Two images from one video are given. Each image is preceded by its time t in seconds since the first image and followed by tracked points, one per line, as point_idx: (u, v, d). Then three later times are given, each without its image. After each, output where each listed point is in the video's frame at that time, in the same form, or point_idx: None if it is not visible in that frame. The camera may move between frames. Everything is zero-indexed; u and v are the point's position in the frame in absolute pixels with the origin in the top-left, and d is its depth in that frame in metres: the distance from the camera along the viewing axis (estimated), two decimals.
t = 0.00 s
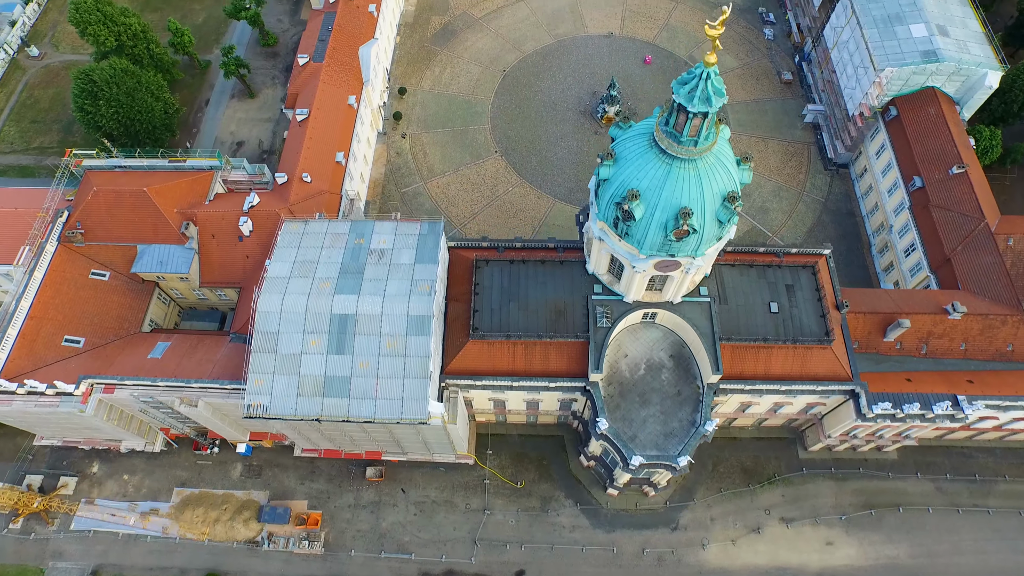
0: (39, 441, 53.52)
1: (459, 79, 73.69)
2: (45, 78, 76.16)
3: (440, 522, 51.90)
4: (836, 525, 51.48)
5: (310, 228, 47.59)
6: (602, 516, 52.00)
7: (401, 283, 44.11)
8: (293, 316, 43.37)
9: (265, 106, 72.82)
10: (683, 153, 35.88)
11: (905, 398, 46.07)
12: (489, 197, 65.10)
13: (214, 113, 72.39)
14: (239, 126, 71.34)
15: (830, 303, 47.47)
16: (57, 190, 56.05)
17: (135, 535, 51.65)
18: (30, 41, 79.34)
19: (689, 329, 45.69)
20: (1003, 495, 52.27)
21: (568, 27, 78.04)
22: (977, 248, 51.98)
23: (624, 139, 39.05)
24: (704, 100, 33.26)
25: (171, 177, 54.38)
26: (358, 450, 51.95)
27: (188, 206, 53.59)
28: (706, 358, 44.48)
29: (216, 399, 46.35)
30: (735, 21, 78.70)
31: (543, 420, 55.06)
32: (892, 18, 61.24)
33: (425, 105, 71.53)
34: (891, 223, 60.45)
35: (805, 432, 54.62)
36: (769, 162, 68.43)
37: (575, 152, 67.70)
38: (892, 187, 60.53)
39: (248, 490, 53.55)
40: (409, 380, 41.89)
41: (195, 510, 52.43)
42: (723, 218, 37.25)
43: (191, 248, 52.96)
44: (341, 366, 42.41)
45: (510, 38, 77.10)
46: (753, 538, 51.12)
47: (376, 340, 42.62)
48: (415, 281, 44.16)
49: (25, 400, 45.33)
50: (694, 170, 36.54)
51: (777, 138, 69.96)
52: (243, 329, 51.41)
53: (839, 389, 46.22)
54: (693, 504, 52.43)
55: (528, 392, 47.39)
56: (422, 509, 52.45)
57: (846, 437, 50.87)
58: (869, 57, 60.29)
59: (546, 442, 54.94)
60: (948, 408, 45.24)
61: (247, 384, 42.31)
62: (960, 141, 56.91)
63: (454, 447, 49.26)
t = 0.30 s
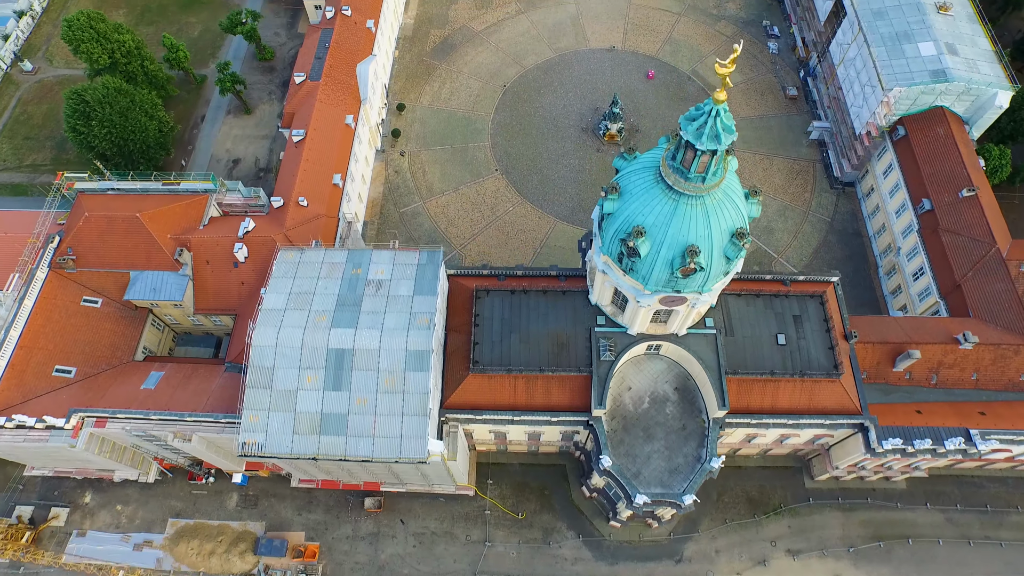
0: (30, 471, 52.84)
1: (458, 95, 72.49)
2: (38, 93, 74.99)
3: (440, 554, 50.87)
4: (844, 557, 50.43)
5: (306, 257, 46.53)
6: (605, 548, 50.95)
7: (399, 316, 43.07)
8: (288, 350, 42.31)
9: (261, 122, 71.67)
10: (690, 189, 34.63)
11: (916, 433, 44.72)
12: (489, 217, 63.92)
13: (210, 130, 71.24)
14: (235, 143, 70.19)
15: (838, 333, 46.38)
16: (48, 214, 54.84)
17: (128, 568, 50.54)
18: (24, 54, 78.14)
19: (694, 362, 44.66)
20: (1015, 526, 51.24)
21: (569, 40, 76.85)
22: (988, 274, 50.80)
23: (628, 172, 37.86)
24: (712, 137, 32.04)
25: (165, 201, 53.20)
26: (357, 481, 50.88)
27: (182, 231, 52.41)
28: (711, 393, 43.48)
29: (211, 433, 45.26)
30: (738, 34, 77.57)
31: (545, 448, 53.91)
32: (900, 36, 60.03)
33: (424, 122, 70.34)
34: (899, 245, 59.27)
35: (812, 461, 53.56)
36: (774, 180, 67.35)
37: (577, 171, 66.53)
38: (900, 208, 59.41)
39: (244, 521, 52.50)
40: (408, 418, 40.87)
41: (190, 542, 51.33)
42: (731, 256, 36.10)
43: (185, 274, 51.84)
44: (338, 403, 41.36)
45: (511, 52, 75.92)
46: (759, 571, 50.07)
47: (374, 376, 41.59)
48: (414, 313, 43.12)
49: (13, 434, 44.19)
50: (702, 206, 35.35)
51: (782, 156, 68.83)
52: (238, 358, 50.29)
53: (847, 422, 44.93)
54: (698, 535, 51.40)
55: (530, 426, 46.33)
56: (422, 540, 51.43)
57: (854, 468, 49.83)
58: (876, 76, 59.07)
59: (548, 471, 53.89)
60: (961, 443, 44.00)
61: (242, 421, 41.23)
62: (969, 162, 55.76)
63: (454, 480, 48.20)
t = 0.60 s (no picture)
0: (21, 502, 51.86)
1: (457, 111, 71.33)
2: (31, 109, 73.81)
3: None
4: None
5: (302, 287, 45.50)
6: None
7: (398, 352, 42.15)
8: (284, 387, 41.28)
9: (258, 139, 70.55)
10: (697, 229, 33.52)
11: (927, 469, 43.89)
12: (489, 238, 62.88)
13: (206, 147, 70.12)
14: (231, 161, 69.07)
15: (846, 365, 45.35)
16: (40, 239, 53.54)
17: None
18: (16, 69, 76.89)
19: (699, 396, 43.68)
20: None
21: (570, 55, 75.71)
22: (1000, 302, 49.65)
23: (633, 207, 36.73)
24: (721, 178, 30.87)
25: (158, 226, 52.04)
26: (354, 513, 49.85)
27: (175, 258, 51.24)
28: (718, 429, 42.52)
29: (205, 468, 44.26)
30: (742, 48, 76.45)
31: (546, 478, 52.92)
32: (908, 55, 58.90)
33: (423, 139, 69.18)
34: (906, 268, 58.15)
35: (818, 491, 52.57)
36: (778, 199, 66.29)
37: (579, 190, 65.46)
38: (907, 230, 58.30)
39: (240, 554, 51.51)
40: (407, 457, 39.92)
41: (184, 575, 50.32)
42: (739, 295, 35.09)
43: (179, 302, 50.78)
44: (335, 441, 40.38)
45: (511, 67, 74.80)
46: None
47: (372, 414, 40.64)
48: (412, 348, 42.21)
49: None
50: (710, 245, 34.21)
51: (787, 174, 67.74)
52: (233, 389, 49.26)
53: (856, 458, 43.91)
54: (703, 568, 50.39)
55: (531, 460, 45.32)
56: (421, 574, 50.43)
57: (862, 501, 48.83)
58: (884, 95, 57.94)
59: (549, 501, 52.90)
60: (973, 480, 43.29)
61: (236, 461, 40.19)
62: (978, 185, 54.71)
63: (454, 514, 47.19)
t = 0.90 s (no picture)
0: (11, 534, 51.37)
1: (457, 128, 70.07)
2: (24, 126, 72.68)
3: None
4: None
5: (298, 319, 44.50)
6: None
7: (396, 388, 41.15)
8: (280, 425, 40.25)
9: (254, 157, 69.44)
10: (705, 271, 32.41)
11: (938, 506, 43.02)
12: (489, 260, 61.80)
13: (201, 165, 69.02)
14: (227, 180, 67.95)
15: (855, 399, 44.28)
16: (30, 265, 52.40)
17: None
18: (10, 84, 75.71)
19: (704, 432, 42.64)
20: None
21: (572, 70, 74.46)
22: (1013, 331, 48.45)
23: (638, 245, 35.64)
24: (731, 222, 29.74)
25: (151, 252, 50.89)
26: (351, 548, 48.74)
27: (168, 286, 50.09)
28: (724, 467, 41.50)
29: (198, 506, 43.17)
30: (746, 62, 75.31)
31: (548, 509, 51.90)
32: (916, 74, 57.75)
33: (421, 157, 67.93)
34: (914, 292, 57.00)
35: (825, 522, 51.56)
36: (783, 219, 65.22)
37: (580, 210, 64.26)
38: (916, 254, 57.17)
39: None
40: (405, 498, 38.90)
41: None
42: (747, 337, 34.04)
43: (173, 331, 49.67)
44: (332, 481, 39.38)
45: (511, 82, 73.52)
46: None
47: (369, 453, 39.65)
48: (411, 385, 41.22)
49: None
50: (718, 287, 33.13)
51: (792, 193, 66.64)
52: (229, 421, 48.21)
53: (866, 495, 42.80)
54: None
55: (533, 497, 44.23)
56: None
57: (871, 536, 47.79)
58: (891, 116, 56.78)
59: (551, 533, 51.90)
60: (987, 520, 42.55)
61: (231, 501, 39.18)
62: (989, 209, 53.63)
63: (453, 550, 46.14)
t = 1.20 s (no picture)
0: None
1: (457, 146, 68.81)
2: (17, 143, 71.54)
3: None
4: None
5: (294, 353, 43.49)
6: None
7: (394, 426, 40.16)
8: (275, 464, 39.20)
9: (250, 175, 68.33)
10: (712, 316, 31.37)
11: (950, 546, 41.76)
12: (490, 284, 60.75)
13: (197, 184, 67.93)
14: (223, 199, 66.86)
15: (865, 434, 43.22)
16: (21, 292, 51.27)
17: None
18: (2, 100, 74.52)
19: (709, 470, 41.57)
20: None
21: (573, 85, 73.21)
22: None
23: (643, 285, 34.59)
24: (742, 269, 28.63)
25: (144, 280, 49.73)
26: None
27: (162, 314, 48.95)
28: (730, 507, 40.46)
29: (193, 545, 42.10)
30: (750, 77, 74.14)
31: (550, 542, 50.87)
32: (925, 95, 56.61)
33: (420, 176, 66.70)
34: (923, 317, 55.81)
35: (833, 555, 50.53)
36: (788, 240, 64.15)
37: (582, 231, 63.13)
38: (924, 278, 56.06)
39: None
40: (404, 541, 37.86)
41: None
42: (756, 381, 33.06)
43: (166, 361, 48.62)
44: (328, 523, 38.32)
45: (512, 98, 72.25)
46: None
47: (367, 494, 38.64)
48: (410, 423, 40.22)
49: None
50: (726, 332, 32.10)
51: (797, 213, 65.56)
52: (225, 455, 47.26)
53: (875, 533, 41.69)
54: None
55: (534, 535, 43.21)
56: None
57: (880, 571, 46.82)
58: (900, 138, 55.66)
59: (553, 566, 50.93)
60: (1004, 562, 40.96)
61: (225, 545, 38.11)
62: (1000, 233, 52.42)
63: None
